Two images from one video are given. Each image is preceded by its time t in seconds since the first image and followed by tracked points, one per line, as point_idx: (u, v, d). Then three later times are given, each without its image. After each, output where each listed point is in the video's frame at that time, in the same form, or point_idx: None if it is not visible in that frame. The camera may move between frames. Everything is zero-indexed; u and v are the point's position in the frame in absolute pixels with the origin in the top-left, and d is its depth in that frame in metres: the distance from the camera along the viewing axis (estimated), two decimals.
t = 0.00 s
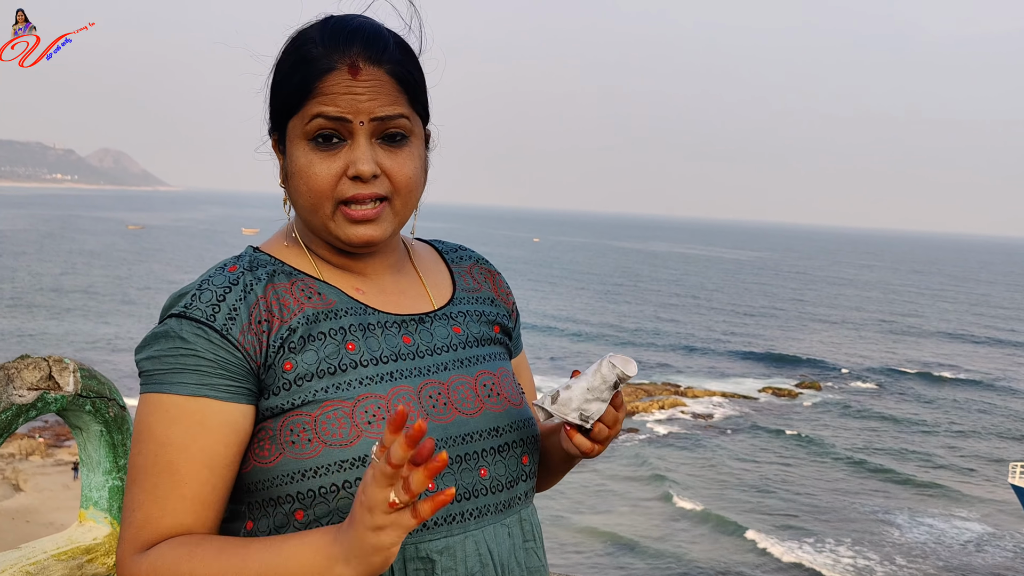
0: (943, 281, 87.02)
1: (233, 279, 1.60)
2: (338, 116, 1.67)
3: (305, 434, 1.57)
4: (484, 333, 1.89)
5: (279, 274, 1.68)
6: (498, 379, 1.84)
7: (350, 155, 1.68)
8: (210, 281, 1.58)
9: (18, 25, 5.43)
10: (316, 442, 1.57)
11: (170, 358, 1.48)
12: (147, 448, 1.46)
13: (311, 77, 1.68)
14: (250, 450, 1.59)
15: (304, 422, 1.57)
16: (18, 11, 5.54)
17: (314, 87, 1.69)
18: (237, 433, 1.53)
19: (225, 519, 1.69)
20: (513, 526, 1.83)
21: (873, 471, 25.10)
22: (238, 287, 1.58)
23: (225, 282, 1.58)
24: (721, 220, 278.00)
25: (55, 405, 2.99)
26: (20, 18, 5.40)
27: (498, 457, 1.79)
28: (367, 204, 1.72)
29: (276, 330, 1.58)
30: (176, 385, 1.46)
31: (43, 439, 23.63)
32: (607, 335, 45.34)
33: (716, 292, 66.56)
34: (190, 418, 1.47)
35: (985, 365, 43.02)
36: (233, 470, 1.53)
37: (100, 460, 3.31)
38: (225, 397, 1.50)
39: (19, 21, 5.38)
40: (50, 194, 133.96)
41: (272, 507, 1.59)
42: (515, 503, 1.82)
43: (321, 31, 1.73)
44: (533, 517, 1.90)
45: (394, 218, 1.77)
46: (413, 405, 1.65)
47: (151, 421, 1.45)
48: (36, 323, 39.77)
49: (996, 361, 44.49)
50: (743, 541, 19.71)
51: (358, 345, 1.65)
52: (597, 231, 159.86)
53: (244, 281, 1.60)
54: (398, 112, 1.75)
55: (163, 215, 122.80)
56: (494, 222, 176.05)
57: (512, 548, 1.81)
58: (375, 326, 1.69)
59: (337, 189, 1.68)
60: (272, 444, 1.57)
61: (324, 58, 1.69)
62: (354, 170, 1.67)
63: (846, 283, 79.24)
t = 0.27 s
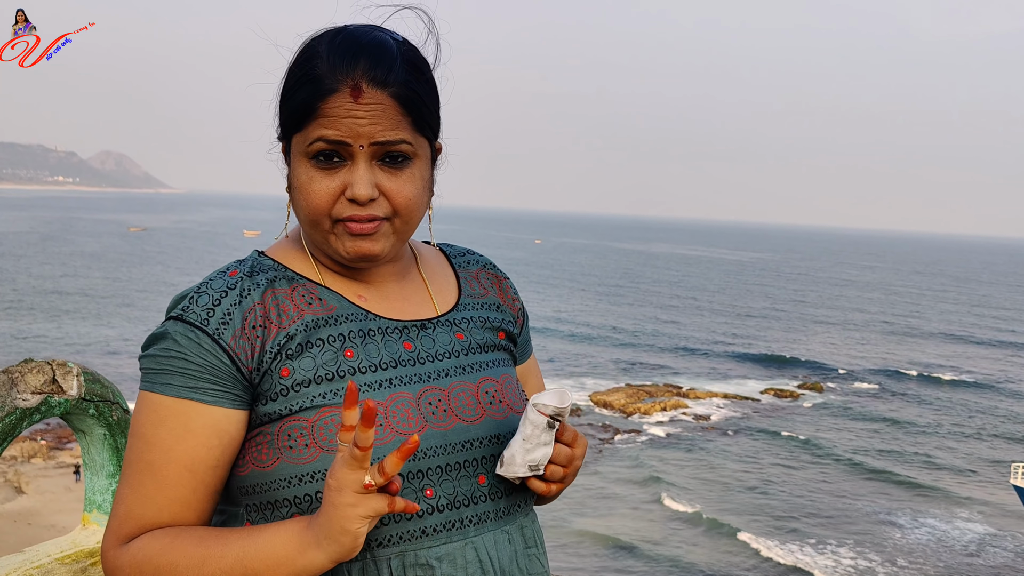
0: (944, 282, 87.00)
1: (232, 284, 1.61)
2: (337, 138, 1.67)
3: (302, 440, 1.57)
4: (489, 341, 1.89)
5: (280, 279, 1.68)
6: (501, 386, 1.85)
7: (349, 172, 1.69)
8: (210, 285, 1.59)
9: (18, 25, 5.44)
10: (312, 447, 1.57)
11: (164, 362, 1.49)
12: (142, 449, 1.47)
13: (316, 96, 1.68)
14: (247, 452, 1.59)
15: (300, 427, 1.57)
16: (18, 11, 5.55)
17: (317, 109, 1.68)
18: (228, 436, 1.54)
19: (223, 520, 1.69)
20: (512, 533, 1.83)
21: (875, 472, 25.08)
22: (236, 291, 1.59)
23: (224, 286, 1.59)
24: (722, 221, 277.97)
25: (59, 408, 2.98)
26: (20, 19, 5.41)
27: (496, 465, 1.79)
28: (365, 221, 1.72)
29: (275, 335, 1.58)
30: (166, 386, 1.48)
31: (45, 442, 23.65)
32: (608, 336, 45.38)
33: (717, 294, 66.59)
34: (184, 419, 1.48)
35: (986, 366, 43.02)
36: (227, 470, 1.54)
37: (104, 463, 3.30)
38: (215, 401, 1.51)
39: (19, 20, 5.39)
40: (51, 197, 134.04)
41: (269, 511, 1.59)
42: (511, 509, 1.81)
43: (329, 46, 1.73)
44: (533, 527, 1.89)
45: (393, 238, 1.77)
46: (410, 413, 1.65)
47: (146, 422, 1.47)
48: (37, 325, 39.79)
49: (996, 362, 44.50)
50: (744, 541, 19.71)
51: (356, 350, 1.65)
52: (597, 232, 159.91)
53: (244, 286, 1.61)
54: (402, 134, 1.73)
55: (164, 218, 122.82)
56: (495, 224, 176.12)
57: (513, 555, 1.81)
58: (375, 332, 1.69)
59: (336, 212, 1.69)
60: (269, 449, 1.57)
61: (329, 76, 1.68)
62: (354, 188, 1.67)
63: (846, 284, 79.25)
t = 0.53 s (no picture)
0: (944, 280, 87.02)
1: (236, 282, 1.61)
2: (333, 120, 1.69)
3: (301, 439, 1.57)
4: (490, 342, 1.90)
5: (282, 277, 1.68)
6: (501, 389, 1.85)
7: (346, 154, 1.70)
8: (213, 282, 1.60)
9: (19, 25, 5.45)
10: (311, 446, 1.57)
11: (168, 358, 1.49)
12: (146, 447, 1.48)
13: (313, 77, 1.70)
14: (247, 451, 1.59)
15: (300, 426, 1.57)
16: (19, 11, 5.56)
17: (312, 91, 1.71)
18: (232, 436, 1.54)
19: (222, 520, 1.69)
20: (512, 536, 1.83)
21: (875, 470, 25.09)
22: (238, 289, 1.60)
23: (227, 283, 1.60)
24: (722, 219, 278.12)
25: (59, 409, 2.98)
26: (20, 18, 5.42)
27: (495, 467, 1.79)
28: (364, 205, 1.73)
29: (275, 333, 1.59)
30: (170, 383, 1.48)
31: (46, 441, 23.66)
32: (609, 335, 45.40)
33: (717, 292, 66.59)
34: (186, 417, 1.49)
35: (986, 364, 43.03)
36: (227, 468, 1.55)
37: (104, 463, 3.29)
38: (219, 399, 1.51)
39: (19, 21, 5.41)
40: (51, 197, 133.98)
41: (268, 509, 1.59)
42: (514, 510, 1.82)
43: (323, 36, 1.75)
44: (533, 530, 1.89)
45: (392, 220, 1.77)
46: (408, 414, 1.65)
47: (149, 418, 1.48)
48: (38, 326, 39.79)
49: (997, 360, 44.53)
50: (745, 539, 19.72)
51: (357, 350, 1.65)
52: (598, 231, 159.83)
53: (246, 284, 1.62)
54: (395, 115, 1.74)
55: (164, 217, 122.76)
56: (495, 223, 176.03)
57: (513, 555, 1.82)
58: (375, 332, 1.69)
59: (335, 191, 1.69)
60: (269, 446, 1.58)
61: (325, 60, 1.71)
62: (352, 171, 1.68)
63: (846, 282, 79.27)
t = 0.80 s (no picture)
0: (945, 275, 87.00)
1: (247, 273, 1.62)
2: (342, 117, 1.68)
3: (307, 429, 1.57)
4: (496, 341, 1.89)
5: (293, 270, 1.69)
6: (506, 386, 1.84)
7: (359, 150, 1.69)
8: (224, 274, 1.61)
9: (18, 24, 5.44)
10: (316, 437, 1.57)
11: (178, 347, 1.49)
12: (152, 436, 1.47)
13: (324, 73, 1.69)
14: (255, 442, 1.59)
15: (306, 416, 1.57)
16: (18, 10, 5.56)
17: (318, 93, 1.69)
18: (241, 424, 1.53)
19: (228, 508, 1.69)
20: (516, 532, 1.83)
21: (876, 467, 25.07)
22: (249, 281, 1.60)
23: (237, 276, 1.60)
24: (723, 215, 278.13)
25: (61, 405, 2.96)
26: (19, 18, 5.41)
27: (500, 462, 1.78)
28: (376, 199, 1.73)
29: (285, 324, 1.59)
30: (183, 371, 1.48)
31: (49, 439, 23.69)
32: (611, 332, 45.42)
33: (719, 288, 66.60)
34: (196, 407, 1.48)
35: (988, 361, 43.03)
36: (234, 457, 1.54)
37: (106, 459, 3.27)
38: (230, 388, 1.51)
39: (19, 21, 5.40)
40: (53, 194, 134.07)
41: (273, 498, 1.59)
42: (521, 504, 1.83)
43: (330, 35, 1.75)
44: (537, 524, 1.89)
45: (402, 216, 1.77)
46: (413, 408, 1.64)
47: (158, 408, 1.47)
48: (40, 323, 39.84)
49: (998, 356, 44.53)
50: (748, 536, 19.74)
51: (365, 343, 1.65)
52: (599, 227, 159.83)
53: (257, 276, 1.62)
54: (403, 112, 1.74)
55: (166, 215, 122.84)
56: (497, 220, 175.99)
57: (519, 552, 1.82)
58: (383, 326, 1.69)
59: (347, 189, 1.69)
60: (275, 437, 1.57)
61: (334, 57, 1.70)
62: (364, 165, 1.68)
63: (848, 278, 79.26)
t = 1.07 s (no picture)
0: (948, 271, 86.89)
1: (269, 263, 1.62)
2: (367, 103, 1.68)
3: (320, 418, 1.57)
4: (514, 339, 1.88)
5: (314, 260, 1.69)
6: (521, 384, 1.83)
7: (391, 138, 1.69)
8: (247, 262, 1.61)
9: (19, 24, 5.43)
10: (329, 427, 1.57)
11: (202, 332, 1.50)
12: (174, 418, 1.47)
13: (355, 60, 1.69)
14: (270, 429, 1.59)
15: (320, 406, 1.58)
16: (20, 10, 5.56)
17: (341, 81, 1.70)
18: (261, 408, 1.54)
19: (242, 492, 1.70)
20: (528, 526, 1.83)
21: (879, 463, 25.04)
22: (270, 269, 1.60)
23: (260, 264, 1.61)
24: (726, 211, 277.87)
25: (68, 400, 2.88)
26: (20, 18, 5.41)
27: (512, 460, 1.77)
28: (406, 185, 1.72)
29: (305, 313, 1.59)
30: (206, 356, 1.49)
31: (54, 435, 23.74)
32: (613, 328, 45.42)
33: (721, 285, 66.57)
34: (219, 391, 1.48)
35: (991, 357, 42.99)
36: (250, 444, 1.55)
37: (113, 454, 3.21)
38: (252, 374, 1.51)
39: (20, 21, 5.40)
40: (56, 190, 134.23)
41: (285, 484, 1.59)
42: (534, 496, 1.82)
43: (358, 26, 1.75)
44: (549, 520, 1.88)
45: (429, 203, 1.77)
46: (426, 401, 1.64)
47: (180, 392, 1.47)
48: (44, 320, 39.91)
49: (1001, 352, 44.48)
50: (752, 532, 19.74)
51: (383, 335, 1.64)
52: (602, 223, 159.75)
53: (280, 265, 1.63)
54: (428, 98, 1.75)
55: (169, 211, 122.91)
56: (499, 216, 175.95)
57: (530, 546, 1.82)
58: (400, 319, 1.69)
59: (375, 175, 1.69)
60: (289, 424, 1.58)
61: (363, 47, 1.71)
62: (395, 152, 1.68)
63: (850, 275, 79.17)
